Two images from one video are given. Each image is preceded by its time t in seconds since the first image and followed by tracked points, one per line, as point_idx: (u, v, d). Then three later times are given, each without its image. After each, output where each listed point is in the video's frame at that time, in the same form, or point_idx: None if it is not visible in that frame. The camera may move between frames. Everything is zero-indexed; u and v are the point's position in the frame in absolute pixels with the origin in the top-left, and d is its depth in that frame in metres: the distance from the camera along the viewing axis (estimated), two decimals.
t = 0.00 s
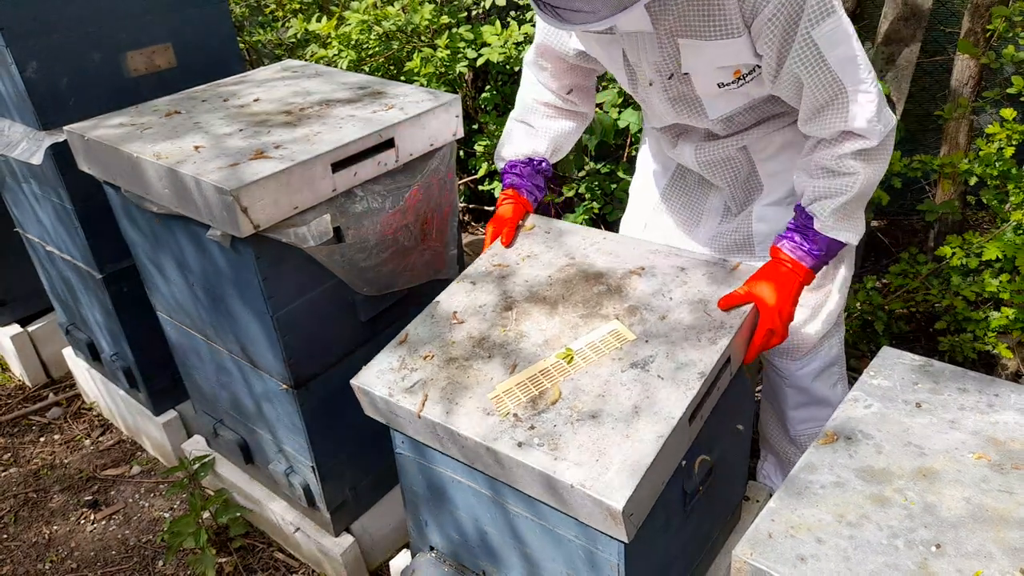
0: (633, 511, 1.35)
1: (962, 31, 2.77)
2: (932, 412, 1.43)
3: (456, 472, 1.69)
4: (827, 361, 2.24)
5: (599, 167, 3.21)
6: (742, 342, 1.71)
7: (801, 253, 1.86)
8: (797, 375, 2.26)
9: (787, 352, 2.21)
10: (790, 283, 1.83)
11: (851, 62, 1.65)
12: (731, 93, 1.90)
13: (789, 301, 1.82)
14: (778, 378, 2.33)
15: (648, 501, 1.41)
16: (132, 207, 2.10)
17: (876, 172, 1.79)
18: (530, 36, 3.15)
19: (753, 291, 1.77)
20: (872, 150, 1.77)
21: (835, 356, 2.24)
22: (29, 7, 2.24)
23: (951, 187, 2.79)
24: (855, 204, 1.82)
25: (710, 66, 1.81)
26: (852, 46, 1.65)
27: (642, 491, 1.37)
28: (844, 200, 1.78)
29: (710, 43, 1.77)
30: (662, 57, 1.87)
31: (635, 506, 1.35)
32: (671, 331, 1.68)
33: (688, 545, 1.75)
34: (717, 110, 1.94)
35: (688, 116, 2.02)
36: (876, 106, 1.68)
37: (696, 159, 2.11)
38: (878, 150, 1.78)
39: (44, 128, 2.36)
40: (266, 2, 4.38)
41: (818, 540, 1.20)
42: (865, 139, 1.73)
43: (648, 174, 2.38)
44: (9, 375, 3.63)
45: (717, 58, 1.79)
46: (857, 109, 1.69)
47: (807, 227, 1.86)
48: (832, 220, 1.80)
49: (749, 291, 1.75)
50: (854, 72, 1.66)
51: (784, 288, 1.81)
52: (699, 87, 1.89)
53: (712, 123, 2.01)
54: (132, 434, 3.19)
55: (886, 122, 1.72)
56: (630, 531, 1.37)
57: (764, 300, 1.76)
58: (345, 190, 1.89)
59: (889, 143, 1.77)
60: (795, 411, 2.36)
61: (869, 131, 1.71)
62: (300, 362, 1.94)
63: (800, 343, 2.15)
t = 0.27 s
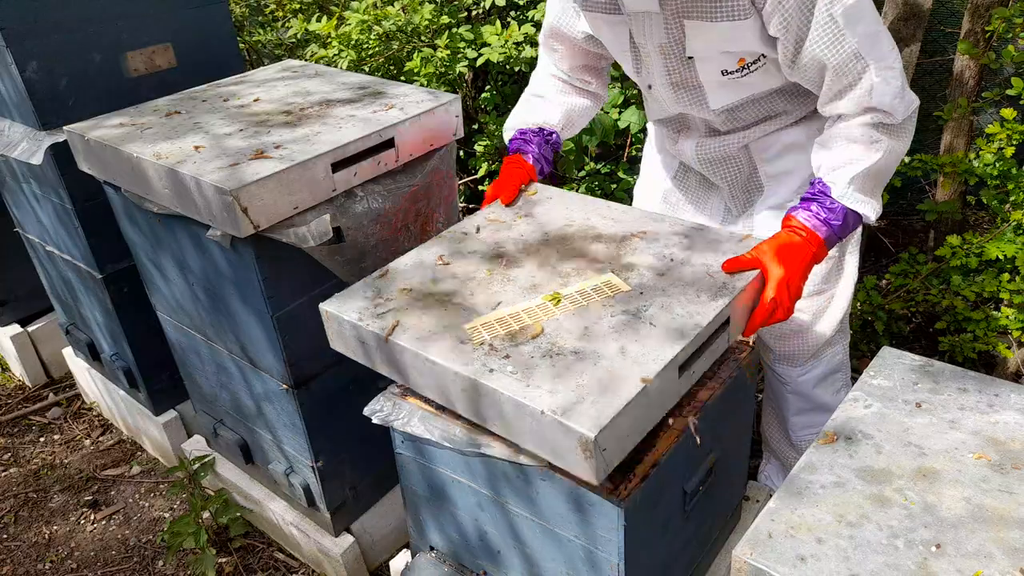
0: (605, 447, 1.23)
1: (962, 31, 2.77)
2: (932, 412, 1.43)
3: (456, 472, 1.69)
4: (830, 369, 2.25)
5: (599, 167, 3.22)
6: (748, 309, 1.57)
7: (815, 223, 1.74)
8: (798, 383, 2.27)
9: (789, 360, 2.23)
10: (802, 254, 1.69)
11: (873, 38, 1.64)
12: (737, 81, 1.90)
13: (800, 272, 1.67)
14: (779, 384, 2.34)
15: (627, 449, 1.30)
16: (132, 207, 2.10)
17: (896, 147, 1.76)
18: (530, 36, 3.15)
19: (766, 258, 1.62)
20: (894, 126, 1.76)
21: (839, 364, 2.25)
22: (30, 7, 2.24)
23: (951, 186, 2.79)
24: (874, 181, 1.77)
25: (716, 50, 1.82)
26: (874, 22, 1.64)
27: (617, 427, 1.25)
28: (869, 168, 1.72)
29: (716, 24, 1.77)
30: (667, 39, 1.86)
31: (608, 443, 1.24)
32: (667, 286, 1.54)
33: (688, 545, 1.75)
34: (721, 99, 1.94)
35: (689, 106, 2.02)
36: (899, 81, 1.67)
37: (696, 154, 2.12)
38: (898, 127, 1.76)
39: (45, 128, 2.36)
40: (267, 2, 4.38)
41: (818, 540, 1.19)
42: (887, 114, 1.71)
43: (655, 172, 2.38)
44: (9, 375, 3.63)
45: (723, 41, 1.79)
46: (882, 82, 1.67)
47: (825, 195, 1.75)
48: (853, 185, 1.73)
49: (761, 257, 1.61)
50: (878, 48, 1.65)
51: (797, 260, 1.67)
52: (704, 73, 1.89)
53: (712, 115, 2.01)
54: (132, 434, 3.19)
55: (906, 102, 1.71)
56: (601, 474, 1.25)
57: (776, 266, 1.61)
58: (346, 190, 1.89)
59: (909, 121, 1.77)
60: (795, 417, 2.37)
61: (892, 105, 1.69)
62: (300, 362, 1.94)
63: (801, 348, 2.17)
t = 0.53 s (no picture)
0: (551, 323, 1.16)
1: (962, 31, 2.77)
2: (932, 412, 1.43)
3: (456, 472, 1.69)
4: (829, 375, 2.26)
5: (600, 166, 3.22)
6: (759, 215, 1.48)
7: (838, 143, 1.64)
8: (795, 387, 2.28)
9: (788, 364, 2.25)
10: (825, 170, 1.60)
11: None
12: (731, 63, 1.92)
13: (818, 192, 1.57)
14: (777, 390, 2.34)
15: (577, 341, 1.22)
16: (132, 208, 2.10)
17: (944, 73, 1.67)
18: (530, 36, 3.15)
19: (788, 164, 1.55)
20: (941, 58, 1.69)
21: (839, 370, 2.26)
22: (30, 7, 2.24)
23: (951, 186, 2.79)
24: (917, 111, 1.67)
25: (714, 22, 1.85)
26: None
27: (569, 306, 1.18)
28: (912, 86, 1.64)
29: None
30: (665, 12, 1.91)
31: (555, 321, 1.17)
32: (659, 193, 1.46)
33: (688, 545, 1.75)
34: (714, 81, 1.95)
35: (682, 89, 2.03)
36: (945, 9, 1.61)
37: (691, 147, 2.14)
38: (947, 59, 1.69)
39: (45, 128, 2.36)
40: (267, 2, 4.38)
41: (818, 540, 1.20)
42: (935, 44, 1.64)
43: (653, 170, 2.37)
44: (9, 375, 3.63)
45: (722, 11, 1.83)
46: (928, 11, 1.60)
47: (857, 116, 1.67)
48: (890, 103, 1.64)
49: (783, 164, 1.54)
50: None
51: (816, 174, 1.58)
52: (698, 48, 1.91)
53: (705, 100, 2.03)
54: (132, 434, 3.19)
55: (957, 31, 1.65)
56: (540, 358, 1.18)
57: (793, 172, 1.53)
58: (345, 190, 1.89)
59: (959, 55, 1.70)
60: (793, 423, 2.36)
61: (939, 32, 1.62)
62: (300, 362, 1.94)
63: (801, 351, 2.20)
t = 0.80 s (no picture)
0: (372, 195, 1.32)
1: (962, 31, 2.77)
2: (932, 412, 1.43)
3: (456, 472, 1.69)
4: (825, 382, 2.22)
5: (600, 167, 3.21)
6: (637, 140, 1.61)
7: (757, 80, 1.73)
8: (791, 395, 2.22)
9: (783, 371, 2.19)
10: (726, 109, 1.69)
11: None
12: (713, 46, 2.01)
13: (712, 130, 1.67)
14: (771, 398, 2.28)
15: (396, 223, 1.37)
16: (132, 208, 2.10)
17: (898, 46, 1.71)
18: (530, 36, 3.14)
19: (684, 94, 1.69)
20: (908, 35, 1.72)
21: (836, 378, 2.22)
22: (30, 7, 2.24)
23: (952, 186, 2.79)
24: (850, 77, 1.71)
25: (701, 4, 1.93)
26: None
27: (407, 180, 1.34)
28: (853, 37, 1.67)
29: None
30: None
31: (376, 195, 1.32)
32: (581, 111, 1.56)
33: (688, 545, 1.75)
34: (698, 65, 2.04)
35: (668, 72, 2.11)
36: None
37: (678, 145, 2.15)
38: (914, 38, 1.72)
39: (44, 128, 2.36)
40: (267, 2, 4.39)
41: (818, 540, 1.20)
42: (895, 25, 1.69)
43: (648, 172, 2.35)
44: (9, 375, 3.63)
45: None
46: None
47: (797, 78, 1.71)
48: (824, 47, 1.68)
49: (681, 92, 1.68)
50: None
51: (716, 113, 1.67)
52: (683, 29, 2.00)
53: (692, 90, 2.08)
54: (132, 434, 3.19)
55: (927, 13, 1.67)
56: (360, 229, 1.33)
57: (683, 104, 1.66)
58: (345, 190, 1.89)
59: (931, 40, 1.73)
60: (789, 431, 2.30)
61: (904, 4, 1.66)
62: (300, 362, 1.94)
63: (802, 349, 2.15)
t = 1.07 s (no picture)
0: (163, 134, 1.54)
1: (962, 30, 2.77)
2: (931, 412, 1.43)
3: (456, 472, 1.69)
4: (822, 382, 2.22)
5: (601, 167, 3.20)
6: (435, 106, 1.76)
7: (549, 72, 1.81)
8: (787, 395, 2.22)
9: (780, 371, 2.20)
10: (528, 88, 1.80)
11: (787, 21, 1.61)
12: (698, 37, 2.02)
13: (511, 103, 1.79)
14: (768, 397, 2.28)
15: (189, 161, 1.59)
16: (132, 207, 2.10)
17: (673, 85, 1.66)
18: (530, 36, 3.14)
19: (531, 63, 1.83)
20: (700, 74, 1.64)
21: (834, 378, 2.22)
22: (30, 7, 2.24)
23: (952, 186, 2.79)
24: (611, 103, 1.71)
25: None
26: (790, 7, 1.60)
27: (178, 122, 1.54)
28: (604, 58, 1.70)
29: None
30: None
31: (166, 134, 1.55)
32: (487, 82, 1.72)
33: (688, 544, 1.75)
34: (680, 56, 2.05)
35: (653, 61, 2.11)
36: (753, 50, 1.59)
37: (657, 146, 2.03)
38: (694, 83, 1.65)
39: (44, 128, 2.36)
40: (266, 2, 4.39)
41: (818, 540, 1.20)
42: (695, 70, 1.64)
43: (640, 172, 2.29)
44: (9, 375, 3.63)
45: None
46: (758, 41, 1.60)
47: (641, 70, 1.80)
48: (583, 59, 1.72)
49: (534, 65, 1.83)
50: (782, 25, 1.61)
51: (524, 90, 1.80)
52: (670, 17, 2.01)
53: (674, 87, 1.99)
54: (132, 434, 3.18)
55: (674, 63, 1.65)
56: (157, 161, 1.57)
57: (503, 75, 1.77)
58: (345, 190, 1.90)
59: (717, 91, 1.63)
60: (786, 429, 2.30)
61: (702, 42, 1.60)
62: (300, 362, 1.94)
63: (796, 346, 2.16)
